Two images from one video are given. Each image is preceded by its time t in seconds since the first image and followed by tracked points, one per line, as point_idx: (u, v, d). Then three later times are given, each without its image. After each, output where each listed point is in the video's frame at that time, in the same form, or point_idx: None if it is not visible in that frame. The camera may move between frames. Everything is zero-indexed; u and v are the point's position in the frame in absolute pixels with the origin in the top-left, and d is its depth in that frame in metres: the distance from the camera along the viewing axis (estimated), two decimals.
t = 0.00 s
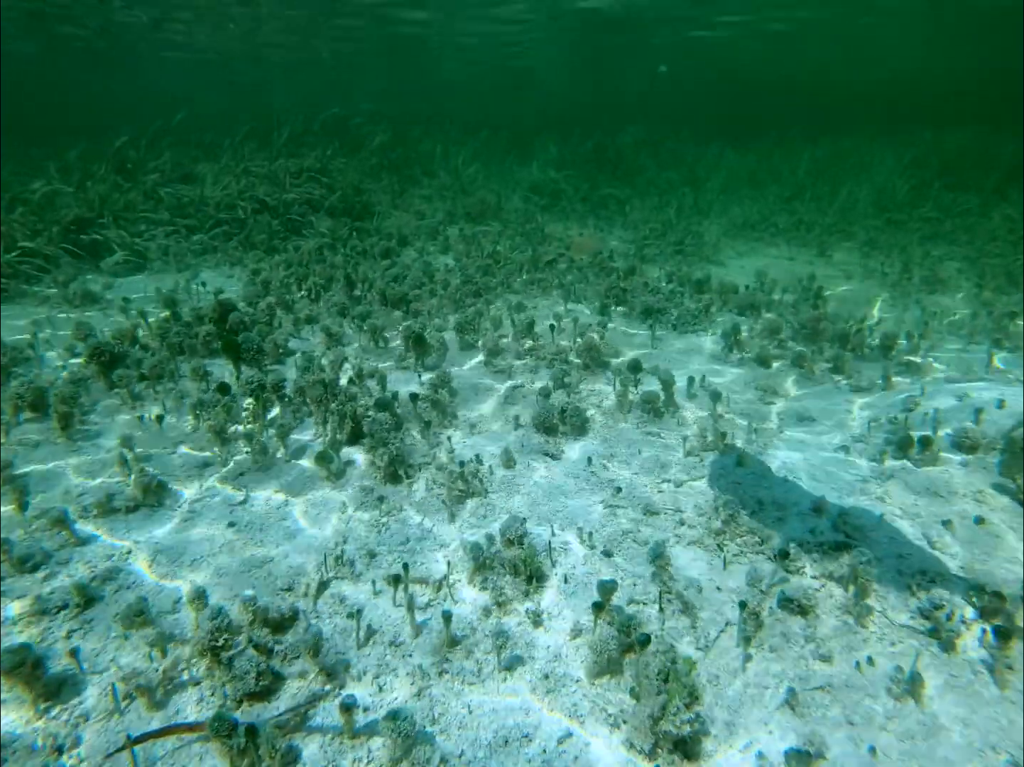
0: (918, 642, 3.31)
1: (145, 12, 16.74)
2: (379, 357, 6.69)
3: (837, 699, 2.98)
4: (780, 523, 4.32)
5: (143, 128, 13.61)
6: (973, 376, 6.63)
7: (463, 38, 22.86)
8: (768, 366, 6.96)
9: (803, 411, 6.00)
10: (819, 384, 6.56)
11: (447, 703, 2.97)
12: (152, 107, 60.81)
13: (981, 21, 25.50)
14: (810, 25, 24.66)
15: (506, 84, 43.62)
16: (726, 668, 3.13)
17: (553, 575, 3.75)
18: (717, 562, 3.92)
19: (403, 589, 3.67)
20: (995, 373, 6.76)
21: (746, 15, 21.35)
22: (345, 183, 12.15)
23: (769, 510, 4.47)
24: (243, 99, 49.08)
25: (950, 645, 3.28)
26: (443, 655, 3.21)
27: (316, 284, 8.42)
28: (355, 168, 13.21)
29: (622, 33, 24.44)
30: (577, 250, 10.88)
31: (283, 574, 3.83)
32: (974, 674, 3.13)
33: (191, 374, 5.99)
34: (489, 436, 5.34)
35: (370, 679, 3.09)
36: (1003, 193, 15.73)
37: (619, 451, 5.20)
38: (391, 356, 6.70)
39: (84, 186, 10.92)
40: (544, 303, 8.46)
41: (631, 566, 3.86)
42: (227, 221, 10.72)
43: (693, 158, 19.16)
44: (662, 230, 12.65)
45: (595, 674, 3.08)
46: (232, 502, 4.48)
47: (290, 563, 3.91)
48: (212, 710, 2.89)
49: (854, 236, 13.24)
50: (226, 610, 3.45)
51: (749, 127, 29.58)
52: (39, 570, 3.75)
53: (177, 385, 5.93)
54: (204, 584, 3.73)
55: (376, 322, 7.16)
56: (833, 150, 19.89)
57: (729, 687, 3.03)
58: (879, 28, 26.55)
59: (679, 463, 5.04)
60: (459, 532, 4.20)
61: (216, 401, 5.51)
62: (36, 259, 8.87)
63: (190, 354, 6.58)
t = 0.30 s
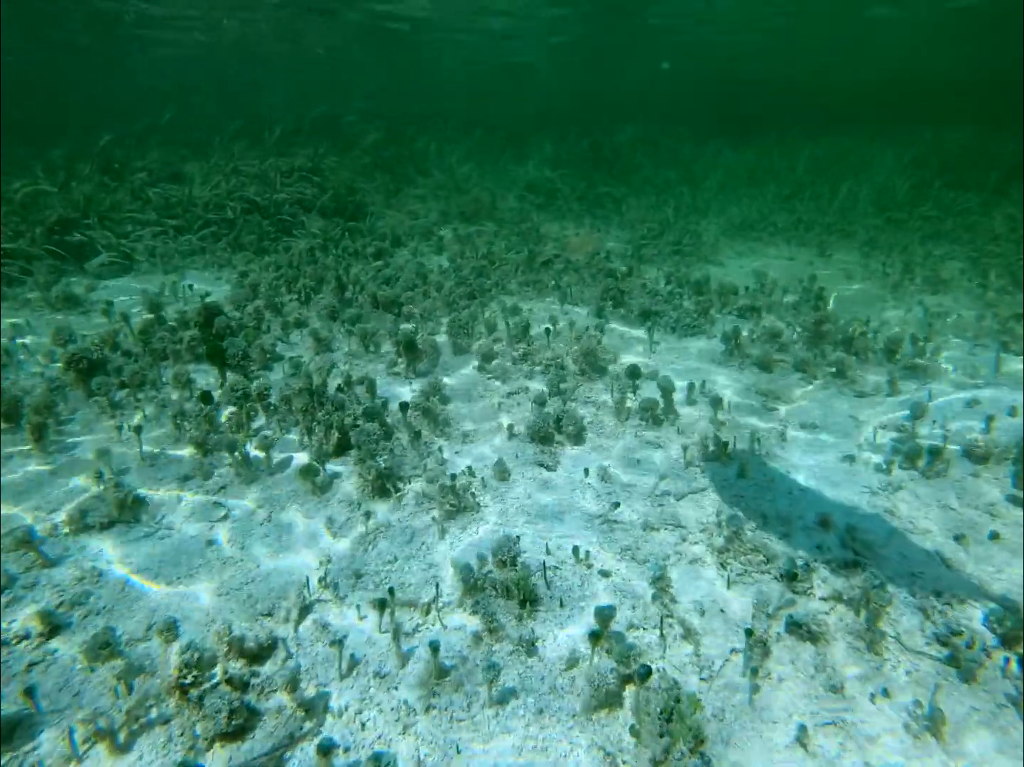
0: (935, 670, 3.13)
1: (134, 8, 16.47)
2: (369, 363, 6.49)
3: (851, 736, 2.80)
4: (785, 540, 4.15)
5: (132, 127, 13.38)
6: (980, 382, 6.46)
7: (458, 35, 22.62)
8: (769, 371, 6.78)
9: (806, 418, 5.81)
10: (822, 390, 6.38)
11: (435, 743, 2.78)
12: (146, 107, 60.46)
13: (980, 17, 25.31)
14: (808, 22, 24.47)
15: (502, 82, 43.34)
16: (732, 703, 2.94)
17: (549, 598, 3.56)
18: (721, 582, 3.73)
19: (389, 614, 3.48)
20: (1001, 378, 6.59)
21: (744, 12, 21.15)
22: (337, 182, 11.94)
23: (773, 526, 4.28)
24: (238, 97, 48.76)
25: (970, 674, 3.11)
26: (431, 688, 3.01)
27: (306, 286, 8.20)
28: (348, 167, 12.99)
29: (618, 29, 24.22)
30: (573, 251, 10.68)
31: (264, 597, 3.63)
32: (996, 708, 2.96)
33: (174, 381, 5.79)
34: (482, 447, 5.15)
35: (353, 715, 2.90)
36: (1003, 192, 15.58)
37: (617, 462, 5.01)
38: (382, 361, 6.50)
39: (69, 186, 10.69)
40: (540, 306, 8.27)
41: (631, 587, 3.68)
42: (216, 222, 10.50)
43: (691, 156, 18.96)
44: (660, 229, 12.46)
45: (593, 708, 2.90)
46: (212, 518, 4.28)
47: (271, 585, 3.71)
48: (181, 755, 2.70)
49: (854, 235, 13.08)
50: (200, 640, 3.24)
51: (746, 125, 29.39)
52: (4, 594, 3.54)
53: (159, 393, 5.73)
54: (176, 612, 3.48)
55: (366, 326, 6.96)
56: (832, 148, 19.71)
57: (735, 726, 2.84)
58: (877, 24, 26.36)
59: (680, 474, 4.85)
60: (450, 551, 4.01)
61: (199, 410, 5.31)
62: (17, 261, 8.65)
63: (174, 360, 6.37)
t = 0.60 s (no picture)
0: (959, 701, 2.97)
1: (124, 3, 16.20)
2: (360, 366, 6.29)
3: None
4: (794, 554, 3.97)
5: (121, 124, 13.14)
6: (989, 385, 6.28)
7: (454, 31, 22.37)
8: (771, 375, 6.61)
9: (812, 424, 5.63)
10: (827, 394, 6.21)
11: None
12: (140, 105, 59.93)
13: (979, 11, 25.09)
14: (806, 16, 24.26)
15: (499, 78, 43.06)
16: (742, 738, 2.77)
17: (546, 620, 3.38)
18: (727, 602, 3.54)
19: (378, 638, 3.29)
20: (1011, 381, 6.42)
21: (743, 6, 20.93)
22: (330, 180, 11.71)
23: (781, 540, 4.10)
24: (233, 93, 48.30)
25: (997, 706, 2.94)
26: (421, 723, 2.84)
27: (297, 287, 8.00)
28: (341, 164, 12.77)
29: (616, 24, 23.98)
30: (570, 249, 10.48)
31: (244, 619, 3.43)
32: None
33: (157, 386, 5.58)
34: (477, 456, 4.97)
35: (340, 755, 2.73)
36: (1006, 188, 15.41)
37: (617, 471, 4.83)
38: (374, 365, 6.31)
39: (55, 185, 10.45)
40: (537, 307, 8.08)
41: (633, 607, 3.49)
42: (205, 221, 10.27)
43: (689, 152, 18.76)
44: (658, 227, 12.26)
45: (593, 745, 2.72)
46: (192, 533, 4.07)
47: (253, 606, 3.52)
48: None
49: (856, 232, 12.89)
50: (173, 672, 3.05)
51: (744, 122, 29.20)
52: None
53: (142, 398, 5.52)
54: (149, 640, 3.28)
55: (358, 329, 6.76)
56: (831, 144, 19.51)
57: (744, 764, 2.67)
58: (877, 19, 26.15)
59: (682, 485, 4.67)
60: (443, 568, 3.83)
61: (182, 417, 5.10)
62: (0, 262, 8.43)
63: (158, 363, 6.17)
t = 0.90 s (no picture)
0: (980, 729, 2.83)
1: None
2: (348, 370, 6.09)
3: None
4: (799, 568, 3.80)
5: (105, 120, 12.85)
6: (994, 385, 6.13)
7: (446, 24, 22.07)
8: (771, 376, 6.45)
9: (813, 427, 5.47)
10: (828, 397, 6.05)
11: None
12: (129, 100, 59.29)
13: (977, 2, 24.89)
14: (802, 8, 24.05)
15: (493, 73, 42.71)
16: None
17: (538, 642, 3.21)
18: (729, 620, 3.37)
19: (362, 664, 3.12)
20: (1016, 381, 6.27)
21: None
22: (319, 176, 11.48)
23: (785, 552, 3.93)
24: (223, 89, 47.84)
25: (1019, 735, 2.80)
26: (403, 761, 2.69)
27: (283, 287, 7.79)
28: (331, 160, 12.53)
29: (610, 17, 23.71)
30: (565, 246, 10.29)
31: (218, 642, 3.26)
32: None
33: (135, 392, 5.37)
34: (467, 464, 4.79)
35: None
36: (1005, 182, 15.25)
37: (613, 479, 4.65)
38: (363, 368, 6.11)
39: (37, 184, 10.20)
40: (531, 306, 7.89)
41: (630, 629, 3.32)
42: (191, 219, 10.03)
43: (684, 147, 18.56)
44: (654, 223, 12.07)
45: None
46: (166, 549, 3.89)
47: (228, 628, 3.34)
48: None
49: (854, 228, 12.72)
50: (137, 710, 2.91)
51: (739, 116, 28.98)
52: None
53: (119, 404, 5.31)
54: (115, 669, 3.12)
55: (346, 331, 6.56)
56: (828, 139, 19.33)
57: None
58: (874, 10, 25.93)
59: (680, 494, 4.51)
60: (431, 586, 3.65)
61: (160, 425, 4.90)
62: None
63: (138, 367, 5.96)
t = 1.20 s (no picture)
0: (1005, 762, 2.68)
1: None
2: (337, 374, 5.88)
3: None
4: (808, 583, 3.63)
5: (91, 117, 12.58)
6: (1002, 385, 5.97)
7: (439, 19, 21.79)
8: (772, 378, 6.27)
9: (817, 433, 5.29)
10: (831, 400, 5.87)
11: None
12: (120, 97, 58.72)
13: None
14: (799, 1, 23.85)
15: (487, 68, 42.40)
16: None
17: (534, 669, 3.04)
18: (735, 642, 3.19)
19: (347, 695, 2.95)
20: None
21: None
22: (310, 174, 11.25)
23: (793, 566, 3.75)
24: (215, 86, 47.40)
25: None
26: None
27: (271, 288, 7.57)
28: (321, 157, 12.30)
29: (604, 10, 23.46)
30: (560, 244, 10.10)
31: (193, 672, 3.07)
32: None
33: (114, 400, 5.16)
34: (459, 474, 4.60)
35: None
36: (1004, 176, 15.11)
37: (611, 489, 4.47)
38: (352, 372, 5.92)
39: (19, 183, 9.95)
40: (525, 306, 7.69)
41: (631, 653, 3.14)
42: (178, 218, 9.79)
43: (680, 143, 18.36)
44: (650, 220, 11.88)
45: None
46: (141, 568, 3.69)
47: (204, 656, 3.15)
48: None
49: (853, 223, 12.56)
50: (101, 750, 2.73)
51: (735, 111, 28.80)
52: None
53: (97, 413, 5.10)
54: (81, 703, 2.94)
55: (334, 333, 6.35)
56: (825, 133, 19.14)
57: None
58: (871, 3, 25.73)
59: (683, 505, 4.32)
60: (421, 607, 3.46)
61: (139, 436, 4.69)
62: None
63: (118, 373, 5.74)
